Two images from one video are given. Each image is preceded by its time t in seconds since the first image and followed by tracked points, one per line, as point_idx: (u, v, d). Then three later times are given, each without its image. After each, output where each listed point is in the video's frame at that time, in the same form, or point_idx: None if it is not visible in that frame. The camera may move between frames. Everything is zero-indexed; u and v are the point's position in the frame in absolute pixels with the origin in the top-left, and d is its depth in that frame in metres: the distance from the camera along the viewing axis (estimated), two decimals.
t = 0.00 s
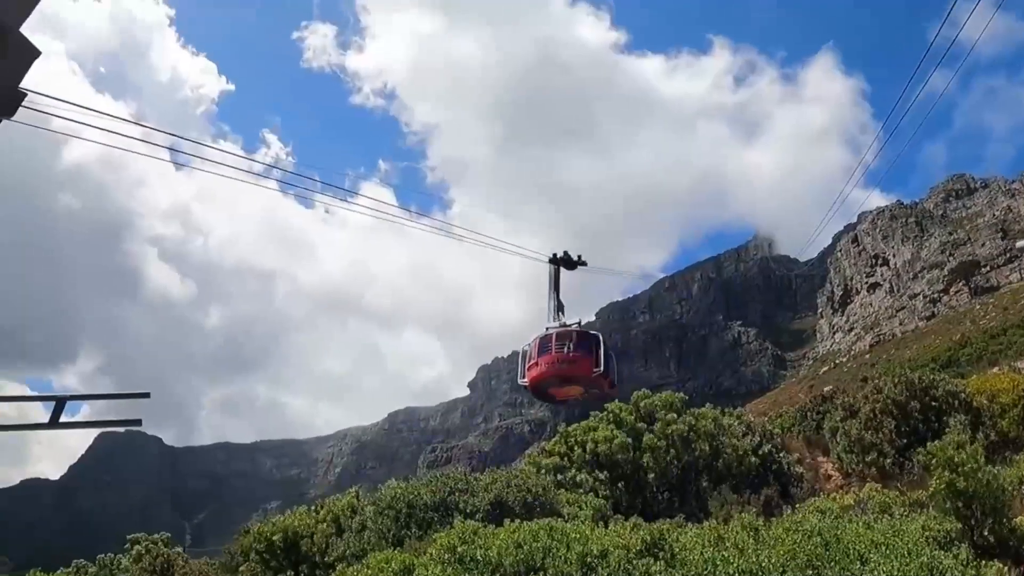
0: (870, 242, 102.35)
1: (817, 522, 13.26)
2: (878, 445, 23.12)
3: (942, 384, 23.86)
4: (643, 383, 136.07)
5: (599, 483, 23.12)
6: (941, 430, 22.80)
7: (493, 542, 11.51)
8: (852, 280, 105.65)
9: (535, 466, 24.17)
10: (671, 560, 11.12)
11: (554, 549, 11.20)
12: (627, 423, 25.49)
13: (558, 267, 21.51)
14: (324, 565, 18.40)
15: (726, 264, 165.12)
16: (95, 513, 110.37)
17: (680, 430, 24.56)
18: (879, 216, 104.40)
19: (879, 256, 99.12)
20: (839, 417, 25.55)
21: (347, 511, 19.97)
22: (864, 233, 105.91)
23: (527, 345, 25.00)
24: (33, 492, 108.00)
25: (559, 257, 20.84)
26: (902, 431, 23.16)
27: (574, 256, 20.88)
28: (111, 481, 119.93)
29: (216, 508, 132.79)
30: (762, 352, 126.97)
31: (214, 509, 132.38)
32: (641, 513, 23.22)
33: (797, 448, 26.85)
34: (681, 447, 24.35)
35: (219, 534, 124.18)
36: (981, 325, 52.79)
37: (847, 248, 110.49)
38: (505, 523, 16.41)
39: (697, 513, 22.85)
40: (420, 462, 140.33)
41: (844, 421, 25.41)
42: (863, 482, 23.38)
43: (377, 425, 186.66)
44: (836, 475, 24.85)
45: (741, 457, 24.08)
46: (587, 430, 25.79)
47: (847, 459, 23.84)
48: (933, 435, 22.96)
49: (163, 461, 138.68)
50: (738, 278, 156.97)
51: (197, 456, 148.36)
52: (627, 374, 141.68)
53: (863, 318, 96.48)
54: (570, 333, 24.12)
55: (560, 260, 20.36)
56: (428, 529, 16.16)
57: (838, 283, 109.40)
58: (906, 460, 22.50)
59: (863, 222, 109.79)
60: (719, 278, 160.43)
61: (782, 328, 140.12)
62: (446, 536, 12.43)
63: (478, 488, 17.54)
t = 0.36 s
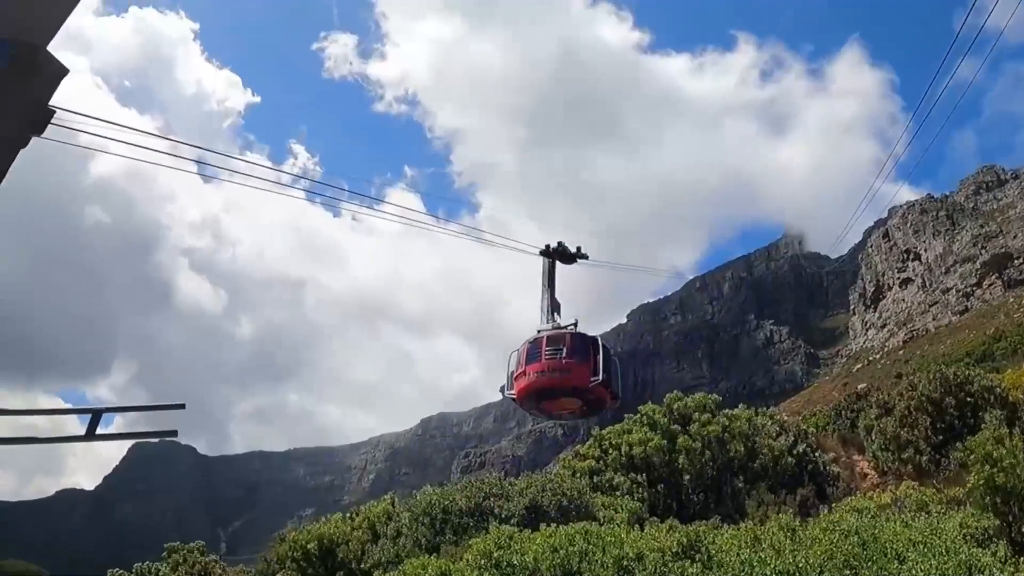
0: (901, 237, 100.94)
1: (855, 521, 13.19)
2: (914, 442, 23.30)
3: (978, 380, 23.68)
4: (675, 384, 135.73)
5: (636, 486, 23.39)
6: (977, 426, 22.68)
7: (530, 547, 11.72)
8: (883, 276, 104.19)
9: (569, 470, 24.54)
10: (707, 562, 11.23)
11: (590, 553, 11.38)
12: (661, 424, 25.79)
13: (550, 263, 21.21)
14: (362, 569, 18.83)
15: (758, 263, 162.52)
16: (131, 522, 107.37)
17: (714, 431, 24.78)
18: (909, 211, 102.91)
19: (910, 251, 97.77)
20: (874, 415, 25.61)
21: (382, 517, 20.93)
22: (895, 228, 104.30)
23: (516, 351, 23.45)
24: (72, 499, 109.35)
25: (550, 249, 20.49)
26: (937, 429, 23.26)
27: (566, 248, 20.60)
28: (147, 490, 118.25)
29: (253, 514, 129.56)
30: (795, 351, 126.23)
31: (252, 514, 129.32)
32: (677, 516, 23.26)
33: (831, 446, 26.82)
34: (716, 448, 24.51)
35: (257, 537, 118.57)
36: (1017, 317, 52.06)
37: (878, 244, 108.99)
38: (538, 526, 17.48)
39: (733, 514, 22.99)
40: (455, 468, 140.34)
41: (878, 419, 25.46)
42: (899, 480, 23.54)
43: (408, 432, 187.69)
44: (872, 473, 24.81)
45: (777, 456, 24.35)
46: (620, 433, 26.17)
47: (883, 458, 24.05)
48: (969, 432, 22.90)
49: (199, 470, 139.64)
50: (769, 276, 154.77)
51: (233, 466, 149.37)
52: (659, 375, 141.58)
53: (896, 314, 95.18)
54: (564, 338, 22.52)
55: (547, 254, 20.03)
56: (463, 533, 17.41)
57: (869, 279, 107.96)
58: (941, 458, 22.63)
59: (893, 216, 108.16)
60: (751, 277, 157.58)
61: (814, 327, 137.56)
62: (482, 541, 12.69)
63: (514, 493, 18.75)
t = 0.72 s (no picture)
0: (920, 230, 100.14)
1: (877, 517, 13.18)
2: (935, 436, 23.15)
3: (1000, 374, 23.63)
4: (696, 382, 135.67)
5: (658, 485, 23.63)
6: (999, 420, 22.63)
7: (551, 548, 11.80)
8: (903, 271, 102.36)
9: (592, 469, 24.97)
10: (730, 561, 11.21)
11: (613, 551, 11.39)
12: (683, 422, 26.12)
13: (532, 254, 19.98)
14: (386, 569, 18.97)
15: (777, 260, 161.89)
16: (152, 524, 106.65)
17: (735, 428, 24.97)
18: (927, 204, 102.11)
19: (930, 245, 96.95)
20: (896, 410, 25.47)
21: (405, 518, 21.08)
22: (913, 222, 103.38)
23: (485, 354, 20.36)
24: (96, 503, 109.76)
25: (531, 236, 19.32)
26: (959, 423, 23.18)
27: (548, 236, 19.37)
28: (170, 494, 118.05)
29: (275, 518, 129.21)
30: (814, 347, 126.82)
31: (274, 518, 129.08)
32: (699, 513, 23.51)
33: (853, 442, 26.70)
34: (738, 445, 24.69)
35: (280, 542, 118.00)
36: None
37: (897, 237, 108.14)
38: (561, 525, 17.49)
39: (755, 512, 23.15)
40: (476, 469, 140.42)
41: (900, 414, 25.32)
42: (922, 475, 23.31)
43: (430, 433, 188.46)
44: (895, 469, 24.53)
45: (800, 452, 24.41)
46: (641, 431, 26.45)
47: (905, 452, 23.86)
48: (992, 426, 22.80)
49: (223, 474, 140.70)
50: (788, 273, 154.09)
51: (256, 469, 149.98)
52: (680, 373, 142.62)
53: (915, 309, 94.06)
54: (539, 336, 19.33)
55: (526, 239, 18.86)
56: (486, 534, 17.56)
57: (888, 274, 106.81)
58: (964, 452, 22.52)
59: (912, 210, 107.17)
60: (771, 273, 155.87)
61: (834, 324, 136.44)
62: (504, 542, 12.77)
63: (536, 493, 18.77)
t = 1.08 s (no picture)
0: (937, 223, 99.29)
1: (901, 513, 13.07)
2: (957, 431, 22.97)
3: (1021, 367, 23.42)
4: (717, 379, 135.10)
5: (678, 481, 23.69)
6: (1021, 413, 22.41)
7: (572, 546, 11.85)
8: (920, 264, 101.76)
9: (612, 468, 25.22)
10: (752, 557, 11.21)
11: (633, 549, 11.42)
12: (704, 420, 26.25)
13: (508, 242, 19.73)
14: (409, 568, 19.13)
15: (794, 255, 160.91)
16: (174, 525, 106.74)
17: (755, 424, 24.93)
18: (945, 196, 101.20)
19: (948, 238, 96.15)
20: (916, 405, 25.32)
21: (427, 518, 21.33)
22: (931, 215, 102.51)
23: (455, 356, 20.05)
24: (117, 505, 110.04)
25: (506, 222, 19.21)
26: (981, 417, 22.98)
27: (524, 223, 19.29)
28: (190, 495, 118.05)
29: (296, 517, 129.27)
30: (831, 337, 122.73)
31: (295, 518, 129.07)
32: (719, 510, 23.69)
33: (874, 437, 26.54)
34: (758, 442, 24.66)
35: (303, 541, 117.93)
36: None
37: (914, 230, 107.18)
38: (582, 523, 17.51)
39: (776, 508, 23.09)
40: (494, 468, 140.26)
41: (920, 408, 25.16)
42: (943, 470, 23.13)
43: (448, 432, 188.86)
44: (916, 464, 24.36)
45: (820, 448, 24.40)
46: (661, 429, 26.62)
47: (926, 447, 23.70)
48: (1014, 419, 22.58)
49: (243, 475, 141.41)
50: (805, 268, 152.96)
51: (276, 471, 150.16)
52: (699, 370, 142.26)
53: (934, 303, 92.79)
54: (511, 339, 19.10)
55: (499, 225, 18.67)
56: (507, 533, 17.79)
57: (907, 268, 105.63)
58: (986, 446, 22.31)
59: (930, 203, 106.21)
60: (787, 269, 153.92)
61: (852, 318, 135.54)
62: (525, 540, 12.86)
63: (558, 491, 18.87)
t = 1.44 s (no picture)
0: (952, 219, 98.58)
1: (921, 510, 13.01)
2: (975, 427, 22.91)
3: None
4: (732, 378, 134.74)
5: (696, 481, 23.95)
6: None
7: (591, 547, 11.88)
8: (936, 260, 100.66)
9: (628, 468, 25.66)
10: (771, 556, 11.22)
11: (652, 550, 11.44)
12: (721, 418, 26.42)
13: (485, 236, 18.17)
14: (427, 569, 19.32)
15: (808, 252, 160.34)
16: (191, 529, 107.02)
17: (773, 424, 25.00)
18: (960, 191, 100.56)
19: (963, 233, 95.52)
20: (933, 402, 25.29)
21: (445, 519, 21.48)
22: (945, 210, 101.78)
23: (419, 361, 17.38)
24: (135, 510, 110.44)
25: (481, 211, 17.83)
26: (999, 413, 22.91)
27: (502, 213, 17.86)
28: (208, 500, 118.27)
29: (313, 521, 129.37)
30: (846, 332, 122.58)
31: (311, 522, 129.18)
32: (738, 509, 23.70)
33: (891, 434, 26.52)
34: (777, 441, 24.68)
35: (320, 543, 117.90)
36: None
37: (929, 226, 106.46)
38: (601, 524, 17.53)
39: (795, 507, 23.18)
40: (512, 470, 140.33)
41: (938, 405, 25.11)
42: (961, 467, 23.05)
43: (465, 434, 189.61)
44: (934, 461, 24.24)
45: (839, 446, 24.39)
46: (677, 428, 26.84)
47: (944, 444, 23.62)
48: None
49: (260, 479, 142.05)
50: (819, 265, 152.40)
51: (292, 475, 150.44)
52: (714, 369, 142.00)
53: (951, 299, 91.81)
54: (480, 342, 16.37)
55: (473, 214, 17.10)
56: (524, 535, 18.05)
57: (922, 263, 104.68)
58: (1004, 441, 22.20)
59: (945, 198, 105.38)
60: (802, 266, 152.44)
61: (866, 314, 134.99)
62: (545, 542, 12.92)
63: (575, 493, 18.95)
